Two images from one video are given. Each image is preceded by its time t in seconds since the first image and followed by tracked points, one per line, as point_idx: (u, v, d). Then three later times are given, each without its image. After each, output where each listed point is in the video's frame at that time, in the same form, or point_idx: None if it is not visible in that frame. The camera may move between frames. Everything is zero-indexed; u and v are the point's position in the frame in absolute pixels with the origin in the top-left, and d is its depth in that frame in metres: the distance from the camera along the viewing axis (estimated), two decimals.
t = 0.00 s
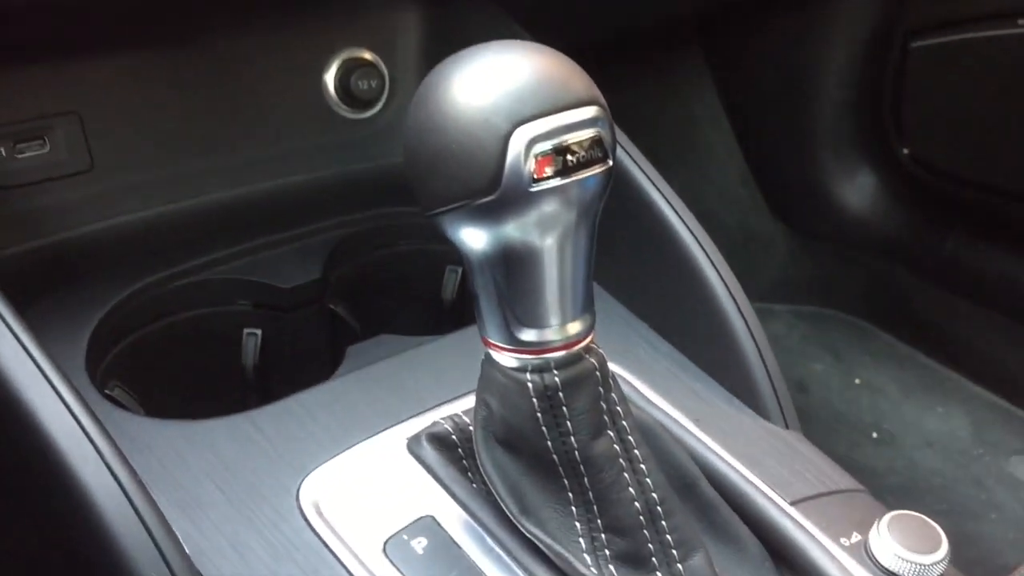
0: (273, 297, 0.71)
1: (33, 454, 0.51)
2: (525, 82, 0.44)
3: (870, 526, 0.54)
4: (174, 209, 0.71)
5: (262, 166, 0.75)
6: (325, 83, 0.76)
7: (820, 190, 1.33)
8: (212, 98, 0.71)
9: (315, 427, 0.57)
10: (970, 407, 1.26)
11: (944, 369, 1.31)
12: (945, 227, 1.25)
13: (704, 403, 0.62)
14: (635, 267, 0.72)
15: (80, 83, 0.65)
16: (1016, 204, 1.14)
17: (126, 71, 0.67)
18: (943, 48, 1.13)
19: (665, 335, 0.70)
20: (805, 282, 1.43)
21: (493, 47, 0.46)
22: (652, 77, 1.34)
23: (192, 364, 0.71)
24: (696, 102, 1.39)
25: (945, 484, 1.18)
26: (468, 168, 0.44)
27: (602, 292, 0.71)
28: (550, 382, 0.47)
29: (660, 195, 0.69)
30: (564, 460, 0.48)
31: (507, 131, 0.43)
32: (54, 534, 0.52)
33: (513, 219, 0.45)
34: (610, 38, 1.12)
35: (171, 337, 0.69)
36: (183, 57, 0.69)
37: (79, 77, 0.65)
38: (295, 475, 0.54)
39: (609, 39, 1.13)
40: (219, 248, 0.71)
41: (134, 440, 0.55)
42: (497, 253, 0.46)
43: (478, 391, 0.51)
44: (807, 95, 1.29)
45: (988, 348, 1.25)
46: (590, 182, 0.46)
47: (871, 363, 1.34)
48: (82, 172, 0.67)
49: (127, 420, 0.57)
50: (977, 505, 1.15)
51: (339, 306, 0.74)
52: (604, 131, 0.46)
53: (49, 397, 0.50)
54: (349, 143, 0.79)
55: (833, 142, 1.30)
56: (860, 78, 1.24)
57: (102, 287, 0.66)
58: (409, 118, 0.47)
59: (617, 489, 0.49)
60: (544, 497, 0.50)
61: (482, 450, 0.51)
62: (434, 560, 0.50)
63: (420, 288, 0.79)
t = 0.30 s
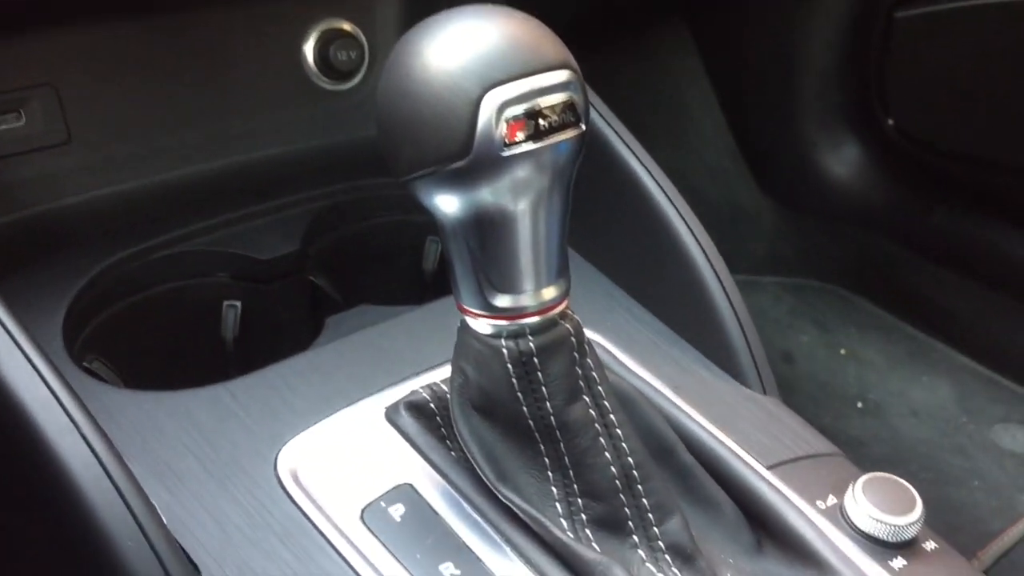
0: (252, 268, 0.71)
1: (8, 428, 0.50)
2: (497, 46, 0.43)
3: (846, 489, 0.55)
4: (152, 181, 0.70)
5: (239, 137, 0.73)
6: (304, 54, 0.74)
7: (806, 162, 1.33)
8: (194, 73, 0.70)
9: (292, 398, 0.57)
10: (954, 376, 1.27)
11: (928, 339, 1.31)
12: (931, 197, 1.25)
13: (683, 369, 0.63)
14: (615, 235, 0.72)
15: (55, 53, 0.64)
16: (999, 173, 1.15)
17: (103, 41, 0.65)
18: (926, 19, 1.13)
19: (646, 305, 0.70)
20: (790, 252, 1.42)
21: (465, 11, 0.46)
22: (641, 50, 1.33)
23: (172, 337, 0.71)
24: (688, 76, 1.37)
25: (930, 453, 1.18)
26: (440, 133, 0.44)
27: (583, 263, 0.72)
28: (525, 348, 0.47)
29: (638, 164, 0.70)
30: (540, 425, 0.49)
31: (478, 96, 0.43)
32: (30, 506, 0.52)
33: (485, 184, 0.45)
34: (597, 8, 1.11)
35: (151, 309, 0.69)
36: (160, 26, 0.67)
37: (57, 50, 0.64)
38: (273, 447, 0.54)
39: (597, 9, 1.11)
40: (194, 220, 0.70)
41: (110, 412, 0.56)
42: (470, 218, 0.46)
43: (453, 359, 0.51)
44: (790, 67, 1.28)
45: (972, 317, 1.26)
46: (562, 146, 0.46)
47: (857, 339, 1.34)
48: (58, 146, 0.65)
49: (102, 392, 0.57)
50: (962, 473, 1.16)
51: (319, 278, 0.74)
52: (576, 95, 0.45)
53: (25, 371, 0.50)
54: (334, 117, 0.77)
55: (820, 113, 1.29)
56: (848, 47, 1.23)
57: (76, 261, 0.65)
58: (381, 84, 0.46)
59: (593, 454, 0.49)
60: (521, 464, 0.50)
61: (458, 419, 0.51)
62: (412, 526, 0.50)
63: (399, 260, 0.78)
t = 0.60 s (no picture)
0: (229, 241, 0.70)
1: None
2: (464, 7, 0.43)
3: (820, 452, 0.55)
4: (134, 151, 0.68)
5: (221, 108, 0.71)
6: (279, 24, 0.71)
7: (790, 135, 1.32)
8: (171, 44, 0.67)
9: (268, 366, 0.57)
10: (938, 347, 1.27)
11: (911, 310, 1.32)
12: (913, 168, 1.24)
13: (660, 336, 0.62)
14: (594, 204, 0.72)
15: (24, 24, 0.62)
16: (980, 145, 1.15)
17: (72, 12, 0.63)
18: None
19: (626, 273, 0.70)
20: (774, 225, 1.42)
21: None
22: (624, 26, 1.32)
23: (149, 308, 0.71)
24: (675, 53, 1.35)
25: (912, 424, 1.19)
26: (409, 95, 0.44)
27: (556, 225, 0.71)
28: (498, 312, 0.47)
29: (615, 132, 0.69)
30: (514, 389, 0.49)
31: (446, 57, 0.43)
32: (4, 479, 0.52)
33: (455, 146, 0.44)
34: None
35: (127, 280, 0.69)
36: None
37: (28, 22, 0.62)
38: (248, 413, 0.54)
39: None
40: (170, 191, 0.69)
41: (85, 382, 0.55)
42: (441, 181, 0.46)
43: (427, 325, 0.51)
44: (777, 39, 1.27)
45: (955, 288, 1.26)
46: (533, 108, 0.45)
47: (840, 307, 1.35)
48: (30, 119, 0.63)
49: (76, 363, 0.57)
50: (945, 443, 1.16)
51: (297, 250, 0.74)
52: (546, 56, 0.45)
53: None
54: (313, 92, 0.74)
55: (805, 85, 1.29)
56: (829, 19, 1.22)
57: (50, 232, 0.64)
58: (350, 48, 0.46)
59: (567, 418, 0.49)
60: (495, 427, 0.50)
61: (432, 383, 0.51)
62: (387, 491, 0.50)
63: (377, 235, 0.78)
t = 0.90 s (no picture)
0: (208, 214, 0.70)
1: None
2: None
3: (797, 418, 0.55)
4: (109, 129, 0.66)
5: (199, 82, 0.69)
6: None
7: (776, 111, 1.31)
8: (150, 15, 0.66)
9: (245, 336, 0.57)
10: (923, 319, 1.28)
11: (896, 283, 1.32)
12: (897, 141, 1.25)
13: (640, 303, 0.62)
14: (574, 174, 0.72)
15: None
16: (965, 117, 1.15)
17: None
18: None
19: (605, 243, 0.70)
20: (759, 199, 1.41)
21: None
22: None
23: (128, 282, 0.71)
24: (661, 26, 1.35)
25: (897, 396, 1.19)
26: (380, 60, 0.43)
27: (536, 196, 0.71)
28: (473, 279, 0.47)
29: (596, 103, 0.70)
30: (490, 356, 0.49)
31: (417, 22, 0.42)
32: None
33: (428, 111, 0.44)
34: None
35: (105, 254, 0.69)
36: None
37: None
38: (225, 383, 0.54)
39: None
40: (149, 164, 0.68)
41: (61, 354, 0.55)
42: (415, 147, 0.46)
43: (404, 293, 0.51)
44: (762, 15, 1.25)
45: (940, 261, 1.27)
46: (506, 73, 0.45)
47: (825, 281, 1.35)
48: (9, 93, 0.62)
49: (51, 336, 0.56)
50: (930, 414, 1.17)
51: (276, 224, 0.74)
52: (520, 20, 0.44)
53: None
54: (294, 67, 0.73)
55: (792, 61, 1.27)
56: None
57: (29, 205, 0.64)
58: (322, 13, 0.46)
59: (543, 385, 0.49)
60: (472, 394, 0.50)
61: (409, 352, 0.51)
62: (365, 460, 0.50)
63: (361, 216, 0.78)
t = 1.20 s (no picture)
0: (187, 183, 0.70)
1: None
2: None
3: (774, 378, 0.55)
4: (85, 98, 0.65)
5: (171, 52, 0.68)
6: None
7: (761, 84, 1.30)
8: None
9: (221, 303, 0.56)
10: (907, 290, 1.28)
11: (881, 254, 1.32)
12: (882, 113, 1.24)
13: (618, 267, 0.62)
14: (552, 141, 0.72)
15: None
16: (949, 88, 1.15)
17: None
18: None
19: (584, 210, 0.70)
20: (744, 173, 1.39)
21: None
22: None
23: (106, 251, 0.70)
24: None
25: (882, 366, 1.20)
26: (348, 18, 0.43)
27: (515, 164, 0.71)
28: (447, 241, 0.47)
29: (573, 69, 0.68)
30: (466, 318, 0.49)
31: None
32: None
33: (399, 71, 0.44)
34: None
35: (83, 223, 0.68)
36: None
37: None
38: (201, 349, 0.53)
39: None
40: (126, 134, 0.68)
41: (37, 323, 0.55)
42: (386, 108, 0.45)
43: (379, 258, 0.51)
44: None
45: (925, 231, 1.27)
46: (477, 33, 0.45)
47: (813, 257, 1.34)
48: None
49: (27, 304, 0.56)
50: (915, 384, 1.18)
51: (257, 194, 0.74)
52: None
53: None
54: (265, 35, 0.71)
55: (777, 32, 1.27)
56: None
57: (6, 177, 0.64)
58: None
59: (518, 347, 0.49)
60: (448, 356, 0.50)
61: (384, 315, 0.51)
62: (341, 424, 0.50)
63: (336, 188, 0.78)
